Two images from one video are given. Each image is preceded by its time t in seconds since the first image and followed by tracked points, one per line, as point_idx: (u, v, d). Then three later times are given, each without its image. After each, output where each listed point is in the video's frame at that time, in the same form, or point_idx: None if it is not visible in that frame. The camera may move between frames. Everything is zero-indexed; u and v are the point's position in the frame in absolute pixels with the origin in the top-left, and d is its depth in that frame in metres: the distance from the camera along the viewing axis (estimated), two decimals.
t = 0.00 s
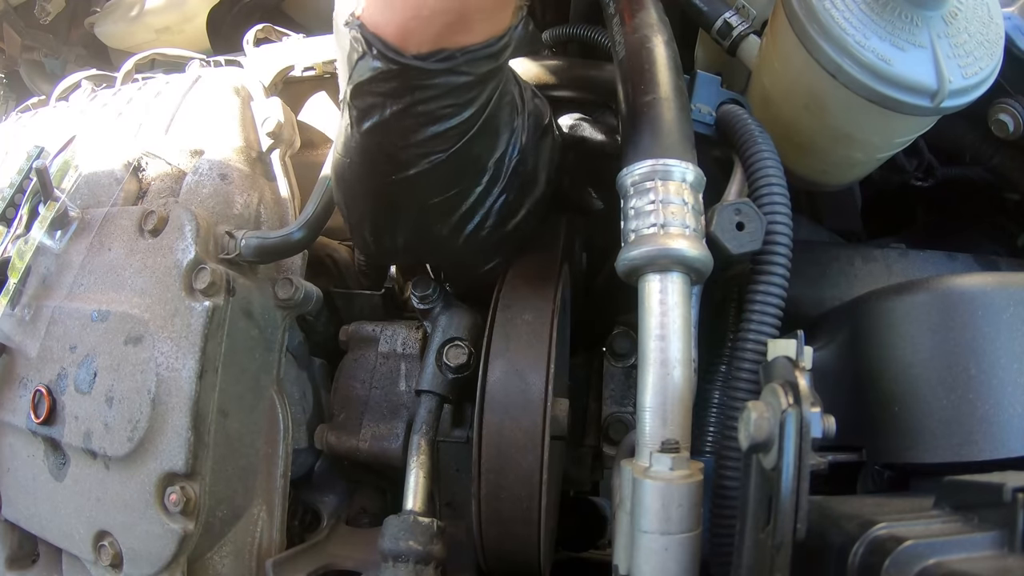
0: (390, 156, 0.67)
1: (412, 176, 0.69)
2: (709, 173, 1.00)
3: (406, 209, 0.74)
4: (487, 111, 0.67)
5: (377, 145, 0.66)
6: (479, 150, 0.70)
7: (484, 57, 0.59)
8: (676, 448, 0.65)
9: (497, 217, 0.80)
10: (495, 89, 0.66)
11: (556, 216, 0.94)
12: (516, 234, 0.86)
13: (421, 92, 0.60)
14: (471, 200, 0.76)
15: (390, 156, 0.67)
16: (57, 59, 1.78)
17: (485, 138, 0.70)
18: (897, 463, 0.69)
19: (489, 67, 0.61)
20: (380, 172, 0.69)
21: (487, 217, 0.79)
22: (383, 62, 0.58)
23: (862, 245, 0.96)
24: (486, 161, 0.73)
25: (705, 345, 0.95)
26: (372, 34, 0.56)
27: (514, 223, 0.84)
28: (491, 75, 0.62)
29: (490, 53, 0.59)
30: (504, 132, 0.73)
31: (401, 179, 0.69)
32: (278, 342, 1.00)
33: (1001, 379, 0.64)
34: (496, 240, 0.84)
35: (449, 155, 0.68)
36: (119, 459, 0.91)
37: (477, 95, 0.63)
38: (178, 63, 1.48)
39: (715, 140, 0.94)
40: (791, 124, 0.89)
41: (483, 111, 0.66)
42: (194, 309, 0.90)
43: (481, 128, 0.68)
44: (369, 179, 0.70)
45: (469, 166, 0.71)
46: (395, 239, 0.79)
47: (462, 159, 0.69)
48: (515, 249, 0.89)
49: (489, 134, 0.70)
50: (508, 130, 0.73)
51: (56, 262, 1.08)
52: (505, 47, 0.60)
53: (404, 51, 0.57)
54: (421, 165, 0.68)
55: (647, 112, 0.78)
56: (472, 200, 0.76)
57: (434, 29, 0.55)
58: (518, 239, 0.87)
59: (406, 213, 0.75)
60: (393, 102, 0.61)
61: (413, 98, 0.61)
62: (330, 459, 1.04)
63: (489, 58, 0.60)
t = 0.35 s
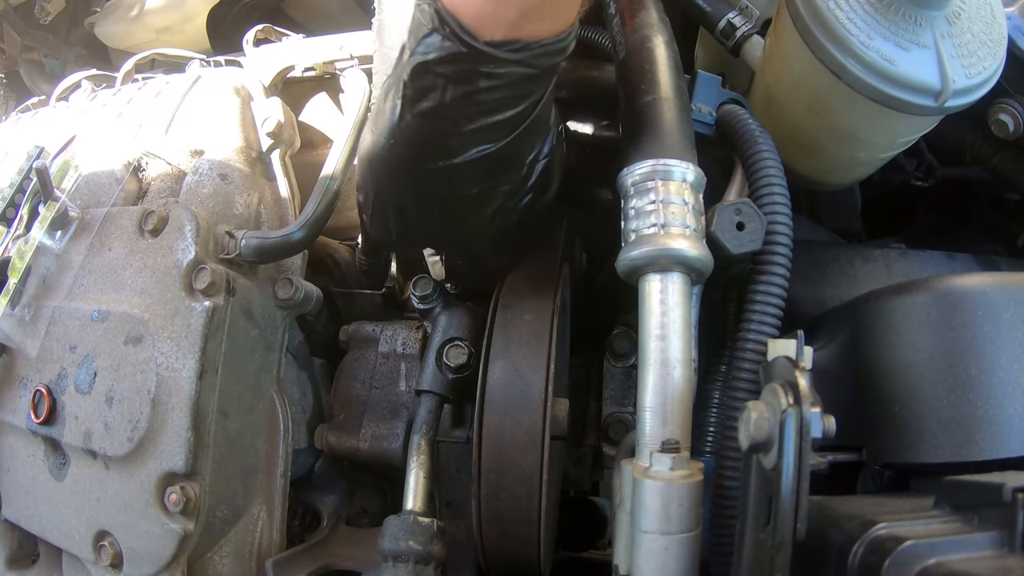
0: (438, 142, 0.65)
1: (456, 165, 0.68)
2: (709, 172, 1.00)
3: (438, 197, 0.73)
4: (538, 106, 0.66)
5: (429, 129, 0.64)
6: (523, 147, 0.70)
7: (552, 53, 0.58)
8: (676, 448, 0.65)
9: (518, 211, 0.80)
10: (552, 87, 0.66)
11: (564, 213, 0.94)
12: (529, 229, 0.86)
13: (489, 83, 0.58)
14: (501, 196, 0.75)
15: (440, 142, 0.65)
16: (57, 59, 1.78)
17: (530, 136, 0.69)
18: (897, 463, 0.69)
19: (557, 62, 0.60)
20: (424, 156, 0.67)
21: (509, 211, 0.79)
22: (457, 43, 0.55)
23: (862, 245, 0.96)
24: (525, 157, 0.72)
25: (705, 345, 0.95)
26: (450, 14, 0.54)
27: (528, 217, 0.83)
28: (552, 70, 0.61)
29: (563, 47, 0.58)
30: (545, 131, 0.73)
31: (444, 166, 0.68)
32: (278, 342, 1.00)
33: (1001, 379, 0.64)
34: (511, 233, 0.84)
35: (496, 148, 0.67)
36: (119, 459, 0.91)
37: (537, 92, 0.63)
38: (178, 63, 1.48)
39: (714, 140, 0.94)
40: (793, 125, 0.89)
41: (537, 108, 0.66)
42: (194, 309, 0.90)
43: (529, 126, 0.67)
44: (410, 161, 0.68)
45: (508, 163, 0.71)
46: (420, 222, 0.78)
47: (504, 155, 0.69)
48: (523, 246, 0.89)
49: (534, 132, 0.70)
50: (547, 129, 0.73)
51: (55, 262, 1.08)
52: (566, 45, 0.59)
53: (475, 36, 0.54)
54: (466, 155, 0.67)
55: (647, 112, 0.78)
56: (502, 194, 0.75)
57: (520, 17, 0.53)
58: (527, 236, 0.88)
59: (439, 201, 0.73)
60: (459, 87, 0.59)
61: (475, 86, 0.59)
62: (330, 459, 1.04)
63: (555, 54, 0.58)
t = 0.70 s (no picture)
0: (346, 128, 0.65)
1: (367, 154, 0.66)
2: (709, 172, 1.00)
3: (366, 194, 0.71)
4: (453, 104, 0.63)
5: (335, 112, 0.65)
6: (446, 148, 0.66)
7: (432, 39, 0.59)
8: (676, 448, 0.65)
9: (481, 222, 0.77)
10: (470, 81, 0.63)
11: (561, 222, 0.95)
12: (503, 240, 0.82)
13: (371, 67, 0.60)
14: (443, 204, 0.71)
15: (344, 128, 0.65)
16: (57, 58, 1.78)
17: (454, 137, 0.65)
18: (897, 463, 0.69)
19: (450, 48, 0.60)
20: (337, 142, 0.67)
21: (465, 219, 0.75)
22: (336, 36, 0.59)
23: (862, 245, 0.96)
24: (457, 166, 0.68)
25: (705, 345, 0.95)
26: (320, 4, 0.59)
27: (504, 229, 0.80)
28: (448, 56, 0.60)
29: (451, 30, 0.59)
30: (490, 140, 0.69)
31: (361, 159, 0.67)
32: (278, 342, 1.00)
33: (1001, 379, 0.64)
34: (480, 243, 0.81)
35: (406, 143, 0.64)
36: (119, 459, 0.91)
37: (438, 79, 0.61)
38: (178, 63, 1.48)
39: (714, 140, 0.94)
40: (793, 126, 0.89)
41: (452, 102, 0.63)
42: (194, 309, 0.90)
43: (450, 121, 0.64)
44: (330, 148, 0.69)
45: (437, 166, 0.67)
46: (367, 224, 0.76)
47: (425, 154, 0.65)
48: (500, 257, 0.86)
49: (465, 131, 0.66)
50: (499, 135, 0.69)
51: (56, 262, 1.08)
52: (476, 28, 0.60)
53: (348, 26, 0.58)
54: (374, 144, 0.65)
55: (647, 113, 0.78)
56: (445, 202, 0.71)
57: None
58: (504, 248, 0.84)
59: (368, 200, 0.72)
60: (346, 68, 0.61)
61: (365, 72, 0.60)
62: (330, 459, 1.04)
63: (433, 43, 0.59)
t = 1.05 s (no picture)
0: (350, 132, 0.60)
1: (368, 165, 0.61)
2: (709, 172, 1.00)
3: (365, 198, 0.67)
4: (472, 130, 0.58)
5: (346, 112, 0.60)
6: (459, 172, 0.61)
7: (423, 62, 0.52)
8: (676, 448, 0.65)
9: (495, 238, 0.72)
10: (491, 111, 0.57)
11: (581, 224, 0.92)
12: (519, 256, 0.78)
13: (364, 82, 0.54)
14: (449, 221, 0.67)
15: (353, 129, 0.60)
16: (57, 58, 1.78)
17: (472, 160, 0.60)
18: (897, 463, 0.69)
19: (460, 71, 0.53)
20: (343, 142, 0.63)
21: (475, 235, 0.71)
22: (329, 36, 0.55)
23: (862, 245, 0.96)
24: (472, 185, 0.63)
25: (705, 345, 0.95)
26: (325, 1, 0.55)
27: (520, 245, 0.76)
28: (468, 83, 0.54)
29: (454, 52, 0.52)
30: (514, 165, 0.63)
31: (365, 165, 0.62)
32: (278, 342, 0.99)
33: (1001, 379, 0.64)
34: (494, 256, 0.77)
35: (415, 159, 0.59)
36: (118, 459, 0.91)
37: (450, 105, 0.55)
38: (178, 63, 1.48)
39: (715, 140, 0.94)
40: (795, 128, 0.89)
41: (467, 129, 0.57)
42: (194, 309, 0.90)
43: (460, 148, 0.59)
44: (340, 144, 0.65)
45: (441, 188, 0.63)
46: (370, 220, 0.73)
47: (429, 176, 0.61)
48: (517, 269, 0.82)
49: (480, 160, 0.61)
50: (524, 161, 0.64)
51: (56, 262, 1.08)
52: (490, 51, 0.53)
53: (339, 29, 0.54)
54: (377, 157, 0.60)
55: (647, 112, 0.78)
56: (449, 220, 0.67)
57: (364, 4, 0.51)
58: (520, 262, 0.80)
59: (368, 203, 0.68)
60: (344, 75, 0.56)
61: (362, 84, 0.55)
62: (330, 459, 1.04)
63: (424, 66, 0.52)
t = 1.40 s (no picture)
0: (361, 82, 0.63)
1: (373, 114, 0.64)
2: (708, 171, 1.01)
3: (374, 157, 0.68)
4: (473, 70, 0.61)
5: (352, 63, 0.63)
6: (461, 119, 0.63)
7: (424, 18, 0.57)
8: (676, 448, 0.65)
9: (501, 211, 0.73)
10: (498, 40, 0.60)
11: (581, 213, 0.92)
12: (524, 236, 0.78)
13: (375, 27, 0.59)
14: (457, 179, 0.68)
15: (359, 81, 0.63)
16: (57, 58, 1.78)
17: (472, 107, 0.63)
18: (897, 463, 0.69)
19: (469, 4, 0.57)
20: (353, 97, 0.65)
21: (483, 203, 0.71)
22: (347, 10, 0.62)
23: (862, 245, 0.96)
24: (472, 138, 0.65)
25: (705, 345, 0.95)
26: None
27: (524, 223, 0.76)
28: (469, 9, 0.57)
29: None
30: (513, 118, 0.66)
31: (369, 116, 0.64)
32: (278, 342, 0.99)
33: (1000, 379, 0.64)
34: (500, 234, 0.77)
35: (415, 104, 0.62)
36: (119, 459, 0.91)
37: (458, 39, 0.59)
38: (178, 63, 1.48)
39: (715, 141, 0.94)
40: (795, 128, 0.89)
41: (474, 63, 0.60)
42: (194, 309, 0.90)
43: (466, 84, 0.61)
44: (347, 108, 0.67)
45: (451, 133, 0.64)
46: (380, 192, 0.73)
47: (441, 115, 0.62)
48: (519, 253, 0.82)
49: (487, 98, 0.63)
50: (529, 107, 0.66)
51: (56, 262, 1.08)
52: None
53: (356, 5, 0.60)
54: (388, 99, 0.62)
55: (646, 112, 0.78)
56: (458, 176, 0.68)
57: None
58: (526, 242, 0.80)
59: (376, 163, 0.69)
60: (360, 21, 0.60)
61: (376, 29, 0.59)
62: (330, 459, 1.04)
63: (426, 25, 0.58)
